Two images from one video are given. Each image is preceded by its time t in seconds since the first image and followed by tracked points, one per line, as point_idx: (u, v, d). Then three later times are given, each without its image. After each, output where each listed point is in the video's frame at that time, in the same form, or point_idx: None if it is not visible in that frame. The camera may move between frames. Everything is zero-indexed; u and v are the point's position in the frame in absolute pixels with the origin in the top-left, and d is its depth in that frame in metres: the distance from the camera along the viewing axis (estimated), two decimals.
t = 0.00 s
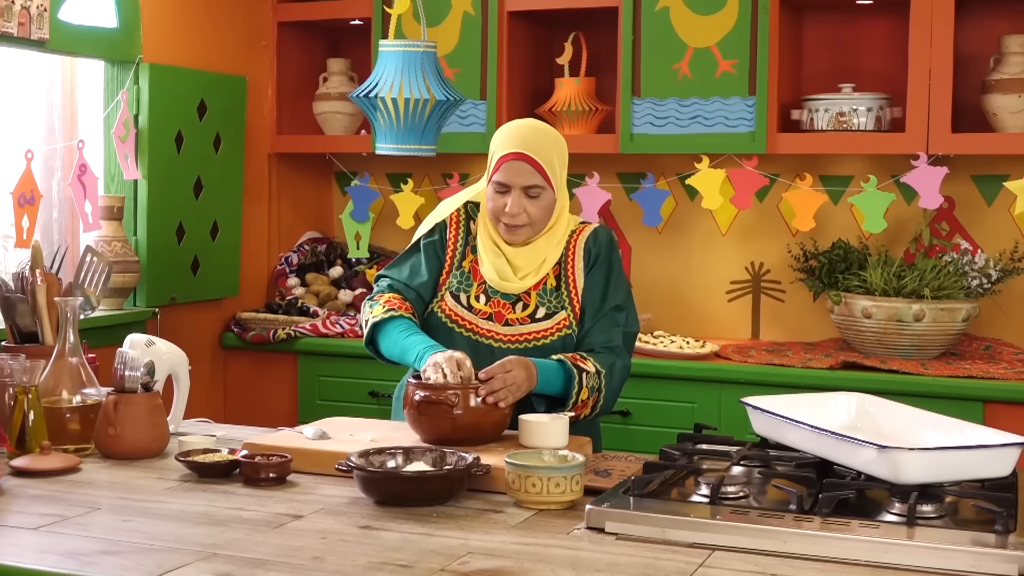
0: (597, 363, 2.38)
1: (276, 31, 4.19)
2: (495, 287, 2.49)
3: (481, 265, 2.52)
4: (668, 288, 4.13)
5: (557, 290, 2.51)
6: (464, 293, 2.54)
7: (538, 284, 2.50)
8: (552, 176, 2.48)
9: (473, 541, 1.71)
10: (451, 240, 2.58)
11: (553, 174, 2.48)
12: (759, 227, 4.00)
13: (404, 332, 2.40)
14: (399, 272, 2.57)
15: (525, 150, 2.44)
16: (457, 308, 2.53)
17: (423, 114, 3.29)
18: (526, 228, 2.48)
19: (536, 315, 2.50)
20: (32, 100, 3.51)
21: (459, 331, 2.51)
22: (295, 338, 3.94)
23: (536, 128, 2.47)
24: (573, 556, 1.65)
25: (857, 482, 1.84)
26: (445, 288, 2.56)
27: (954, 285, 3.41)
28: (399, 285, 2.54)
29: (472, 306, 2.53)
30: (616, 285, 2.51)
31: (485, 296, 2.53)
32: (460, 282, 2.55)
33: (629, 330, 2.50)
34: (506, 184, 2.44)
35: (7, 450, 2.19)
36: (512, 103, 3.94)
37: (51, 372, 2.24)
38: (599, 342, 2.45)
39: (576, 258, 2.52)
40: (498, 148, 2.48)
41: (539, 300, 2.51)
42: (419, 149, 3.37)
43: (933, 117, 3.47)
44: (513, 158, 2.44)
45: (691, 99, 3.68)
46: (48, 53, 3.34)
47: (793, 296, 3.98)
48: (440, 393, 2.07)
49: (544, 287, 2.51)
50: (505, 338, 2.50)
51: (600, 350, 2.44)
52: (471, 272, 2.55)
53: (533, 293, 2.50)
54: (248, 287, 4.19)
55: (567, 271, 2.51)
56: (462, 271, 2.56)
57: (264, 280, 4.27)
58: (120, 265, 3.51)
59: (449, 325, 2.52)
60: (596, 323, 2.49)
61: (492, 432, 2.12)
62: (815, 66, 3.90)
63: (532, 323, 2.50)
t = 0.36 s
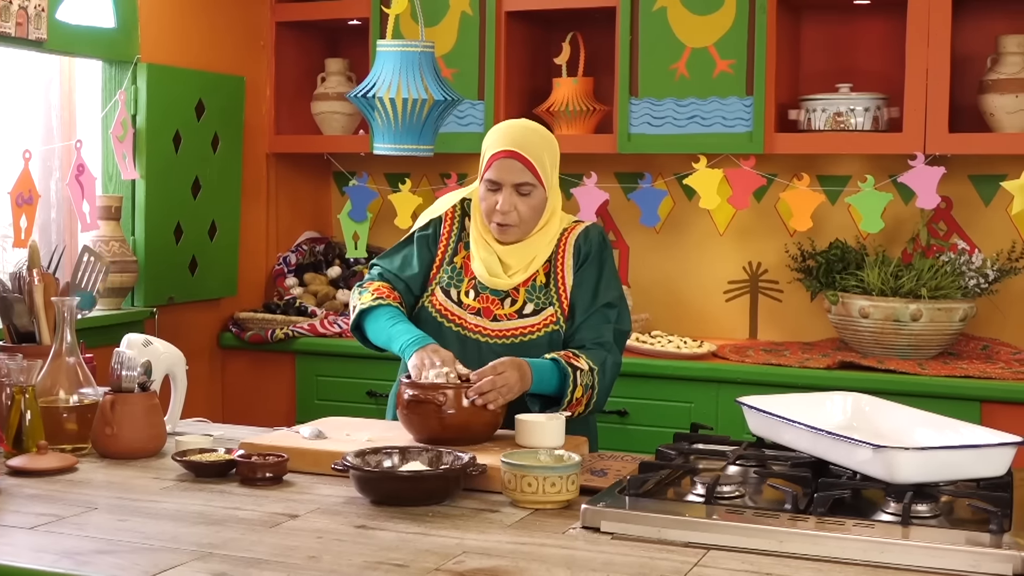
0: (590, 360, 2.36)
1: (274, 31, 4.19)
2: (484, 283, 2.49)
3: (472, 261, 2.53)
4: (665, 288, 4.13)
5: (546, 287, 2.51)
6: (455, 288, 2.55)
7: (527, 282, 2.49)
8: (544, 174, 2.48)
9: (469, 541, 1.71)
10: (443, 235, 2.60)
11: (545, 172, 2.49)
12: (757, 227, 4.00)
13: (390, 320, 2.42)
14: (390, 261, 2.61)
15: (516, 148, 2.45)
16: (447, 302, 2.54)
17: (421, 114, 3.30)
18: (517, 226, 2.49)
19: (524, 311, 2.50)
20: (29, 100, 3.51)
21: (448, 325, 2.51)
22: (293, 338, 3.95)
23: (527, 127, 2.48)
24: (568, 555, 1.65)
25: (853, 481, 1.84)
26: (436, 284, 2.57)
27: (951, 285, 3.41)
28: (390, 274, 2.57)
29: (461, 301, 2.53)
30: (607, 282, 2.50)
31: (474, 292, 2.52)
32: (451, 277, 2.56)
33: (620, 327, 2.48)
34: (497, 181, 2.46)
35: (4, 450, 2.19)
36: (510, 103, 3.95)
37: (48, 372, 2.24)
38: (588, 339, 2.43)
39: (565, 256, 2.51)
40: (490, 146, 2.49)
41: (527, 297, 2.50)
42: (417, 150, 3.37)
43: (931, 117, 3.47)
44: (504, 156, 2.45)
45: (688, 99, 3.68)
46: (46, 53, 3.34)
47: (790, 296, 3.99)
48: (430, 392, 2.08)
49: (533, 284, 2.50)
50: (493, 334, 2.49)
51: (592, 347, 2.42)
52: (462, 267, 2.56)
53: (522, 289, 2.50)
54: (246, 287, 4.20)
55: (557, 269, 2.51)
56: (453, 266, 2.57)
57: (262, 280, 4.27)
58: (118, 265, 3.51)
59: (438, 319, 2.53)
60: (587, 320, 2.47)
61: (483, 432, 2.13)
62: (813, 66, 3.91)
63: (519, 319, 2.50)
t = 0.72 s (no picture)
0: (583, 363, 2.40)
1: (272, 31, 4.19)
2: (481, 292, 2.52)
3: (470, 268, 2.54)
4: (664, 288, 4.14)
5: (543, 295, 2.54)
6: (452, 296, 2.55)
7: (523, 291, 2.53)
8: (542, 178, 2.49)
9: (465, 540, 1.72)
10: (443, 237, 2.57)
11: (543, 175, 2.50)
12: (755, 227, 4.00)
13: (387, 305, 2.38)
14: (388, 245, 2.55)
15: (516, 151, 2.45)
16: (446, 311, 2.54)
17: (420, 114, 3.30)
18: (515, 230, 2.49)
19: (522, 321, 2.53)
20: (27, 100, 3.51)
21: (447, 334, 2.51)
22: (292, 338, 3.95)
23: (527, 131, 2.48)
24: (564, 554, 1.65)
25: (849, 481, 1.84)
26: (434, 288, 2.56)
27: (949, 285, 3.42)
28: (388, 257, 2.52)
29: (460, 311, 2.54)
30: (599, 287, 2.54)
31: (472, 301, 2.54)
32: (449, 283, 2.56)
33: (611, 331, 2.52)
34: (497, 184, 2.45)
35: (2, 450, 2.19)
36: (508, 103, 3.95)
37: (45, 371, 2.25)
38: (583, 344, 2.47)
39: (560, 263, 2.55)
40: (490, 148, 2.48)
41: (525, 306, 2.53)
42: (416, 149, 3.37)
43: (928, 117, 3.47)
44: (504, 158, 2.44)
45: (686, 99, 3.69)
46: (44, 53, 3.34)
47: (788, 296, 3.99)
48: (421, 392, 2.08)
49: (529, 292, 2.54)
50: (492, 343, 2.50)
51: (585, 352, 2.45)
52: (460, 274, 2.56)
53: (519, 299, 2.53)
54: (244, 286, 4.20)
55: (551, 274, 2.55)
56: (451, 273, 2.56)
57: (261, 280, 4.28)
58: (116, 264, 3.51)
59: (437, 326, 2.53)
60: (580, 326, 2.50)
61: (473, 433, 2.13)
62: (811, 66, 3.91)
63: (518, 329, 2.52)
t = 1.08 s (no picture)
0: (579, 369, 2.40)
1: (271, 32, 4.20)
2: (483, 290, 2.51)
3: (471, 262, 2.53)
4: (662, 289, 4.14)
5: (542, 297, 2.55)
6: (454, 290, 2.54)
7: (524, 291, 2.53)
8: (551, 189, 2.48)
9: (463, 540, 1.72)
10: (447, 226, 2.57)
11: (553, 186, 2.49)
12: (753, 227, 4.01)
13: (379, 281, 2.41)
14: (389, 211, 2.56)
15: (527, 161, 2.44)
16: (448, 305, 2.53)
17: (418, 114, 3.30)
18: (520, 237, 2.49)
19: (521, 321, 2.53)
20: (25, 100, 3.51)
21: (448, 329, 2.52)
22: (290, 338, 3.95)
23: (540, 140, 2.46)
24: (561, 554, 1.65)
25: (846, 480, 1.84)
26: (435, 280, 2.55)
27: (947, 285, 3.42)
28: (385, 227, 2.52)
29: (460, 306, 2.53)
30: (596, 292, 2.55)
31: (472, 297, 2.53)
32: (450, 277, 2.55)
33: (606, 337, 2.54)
34: (507, 192, 2.44)
35: None
36: (507, 103, 3.95)
37: (43, 371, 2.25)
38: (578, 347, 2.47)
39: (560, 266, 2.56)
40: (502, 154, 2.46)
41: (524, 307, 2.53)
42: (414, 150, 3.37)
43: (927, 117, 3.47)
44: (516, 168, 2.43)
45: (685, 99, 3.69)
46: (43, 53, 3.34)
47: (787, 296, 3.99)
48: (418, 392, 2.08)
49: (530, 294, 2.54)
50: (489, 341, 2.51)
51: (581, 356, 2.46)
52: (462, 268, 2.55)
53: (519, 299, 2.53)
54: (243, 286, 4.20)
55: (552, 277, 2.55)
56: (453, 266, 2.55)
57: (259, 280, 4.28)
58: (114, 264, 3.51)
59: (438, 320, 2.53)
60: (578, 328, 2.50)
61: (472, 434, 2.13)
62: (809, 66, 3.91)
63: (516, 328, 2.53)
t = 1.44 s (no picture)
0: (573, 375, 2.42)
1: (270, 31, 4.20)
2: (489, 305, 2.52)
3: (479, 277, 2.52)
4: (661, 288, 4.14)
5: (543, 310, 2.56)
6: (459, 301, 2.54)
7: (528, 307, 2.54)
8: (563, 210, 2.46)
9: (460, 540, 1.72)
10: (455, 239, 2.52)
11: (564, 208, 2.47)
12: (751, 227, 4.01)
13: (392, 320, 2.33)
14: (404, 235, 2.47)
15: (542, 183, 2.42)
16: (452, 317, 2.53)
17: (417, 114, 3.30)
18: (528, 256, 2.49)
19: (523, 336, 2.54)
20: (24, 100, 3.51)
21: (451, 341, 2.53)
22: (289, 338, 3.95)
23: (554, 161, 2.45)
24: (558, 553, 1.66)
25: (844, 480, 1.84)
26: (440, 291, 2.53)
27: (946, 285, 3.42)
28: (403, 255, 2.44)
29: (465, 318, 2.54)
30: (592, 303, 2.59)
31: (477, 310, 2.53)
32: (455, 288, 2.54)
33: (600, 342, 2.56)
34: (519, 213, 2.43)
35: None
36: (506, 102, 3.95)
37: (42, 371, 2.25)
38: (572, 356, 2.51)
39: (561, 278, 2.58)
40: (517, 174, 2.44)
41: (527, 321, 2.54)
42: (413, 150, 3.37)
43: (925, 117, 3.48)
44: (529, 192, 2.41)
45: (684, 99, 3.69)
46: (41, 53, 3.34)
47: (785, 296, 3.99)
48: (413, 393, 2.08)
49: (532, 308, 2.55)
50: (492, 355, 2.52)
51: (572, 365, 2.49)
52: (468, 280, 2.53)
53: (522, 313, 2.54)
54: (242, 286, 4.20)
55: (552, 291, 2.57)
56: (459, 277, 2.54)
57: (258, 281, 4.28)
58: (113, 264, 3.51)
59: (442, 332, 2.53)
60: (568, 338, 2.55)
61: (467, 433, 2.14)
62: (808, 66, 3.91)
63: (519, 343, 2.54)
